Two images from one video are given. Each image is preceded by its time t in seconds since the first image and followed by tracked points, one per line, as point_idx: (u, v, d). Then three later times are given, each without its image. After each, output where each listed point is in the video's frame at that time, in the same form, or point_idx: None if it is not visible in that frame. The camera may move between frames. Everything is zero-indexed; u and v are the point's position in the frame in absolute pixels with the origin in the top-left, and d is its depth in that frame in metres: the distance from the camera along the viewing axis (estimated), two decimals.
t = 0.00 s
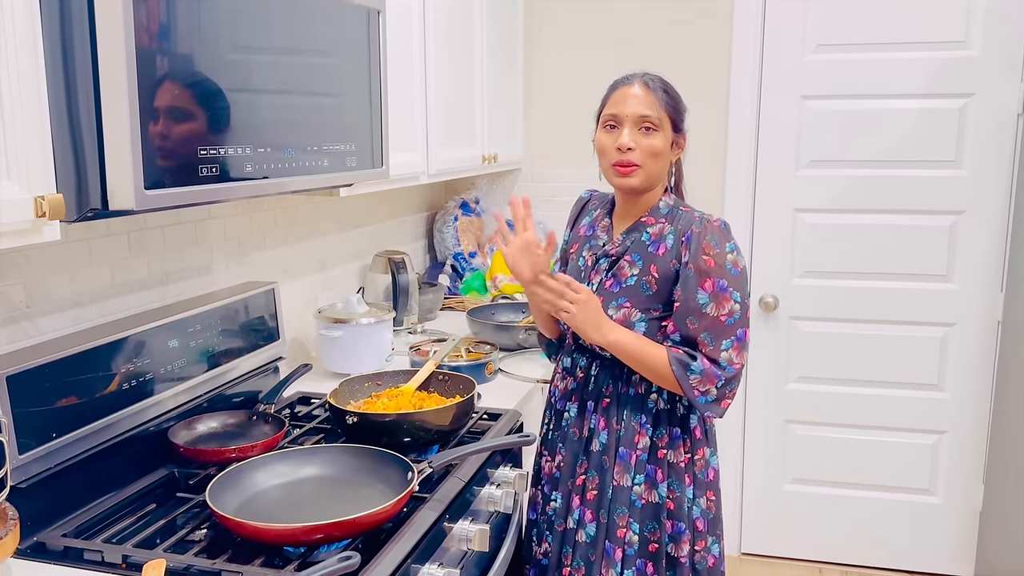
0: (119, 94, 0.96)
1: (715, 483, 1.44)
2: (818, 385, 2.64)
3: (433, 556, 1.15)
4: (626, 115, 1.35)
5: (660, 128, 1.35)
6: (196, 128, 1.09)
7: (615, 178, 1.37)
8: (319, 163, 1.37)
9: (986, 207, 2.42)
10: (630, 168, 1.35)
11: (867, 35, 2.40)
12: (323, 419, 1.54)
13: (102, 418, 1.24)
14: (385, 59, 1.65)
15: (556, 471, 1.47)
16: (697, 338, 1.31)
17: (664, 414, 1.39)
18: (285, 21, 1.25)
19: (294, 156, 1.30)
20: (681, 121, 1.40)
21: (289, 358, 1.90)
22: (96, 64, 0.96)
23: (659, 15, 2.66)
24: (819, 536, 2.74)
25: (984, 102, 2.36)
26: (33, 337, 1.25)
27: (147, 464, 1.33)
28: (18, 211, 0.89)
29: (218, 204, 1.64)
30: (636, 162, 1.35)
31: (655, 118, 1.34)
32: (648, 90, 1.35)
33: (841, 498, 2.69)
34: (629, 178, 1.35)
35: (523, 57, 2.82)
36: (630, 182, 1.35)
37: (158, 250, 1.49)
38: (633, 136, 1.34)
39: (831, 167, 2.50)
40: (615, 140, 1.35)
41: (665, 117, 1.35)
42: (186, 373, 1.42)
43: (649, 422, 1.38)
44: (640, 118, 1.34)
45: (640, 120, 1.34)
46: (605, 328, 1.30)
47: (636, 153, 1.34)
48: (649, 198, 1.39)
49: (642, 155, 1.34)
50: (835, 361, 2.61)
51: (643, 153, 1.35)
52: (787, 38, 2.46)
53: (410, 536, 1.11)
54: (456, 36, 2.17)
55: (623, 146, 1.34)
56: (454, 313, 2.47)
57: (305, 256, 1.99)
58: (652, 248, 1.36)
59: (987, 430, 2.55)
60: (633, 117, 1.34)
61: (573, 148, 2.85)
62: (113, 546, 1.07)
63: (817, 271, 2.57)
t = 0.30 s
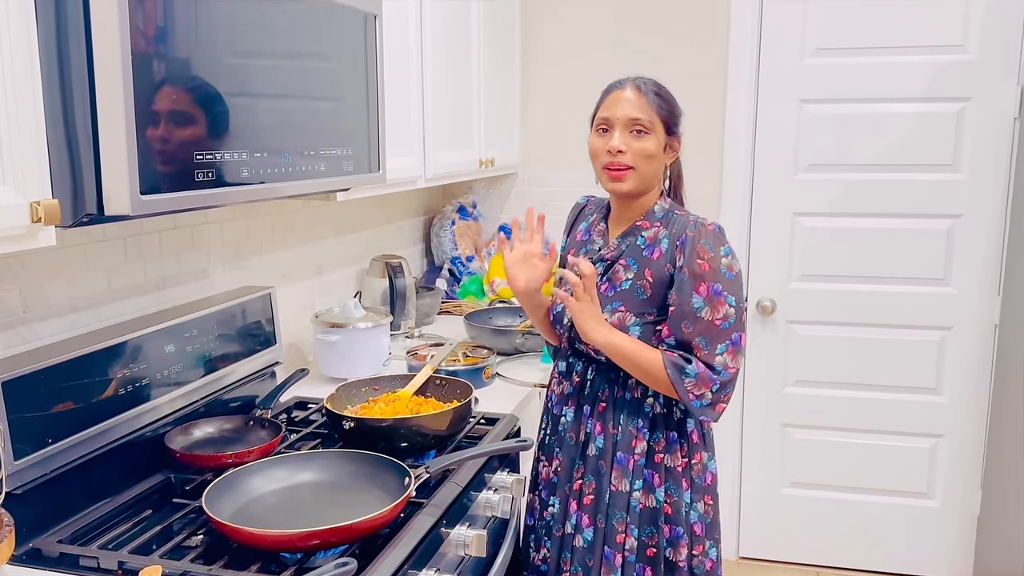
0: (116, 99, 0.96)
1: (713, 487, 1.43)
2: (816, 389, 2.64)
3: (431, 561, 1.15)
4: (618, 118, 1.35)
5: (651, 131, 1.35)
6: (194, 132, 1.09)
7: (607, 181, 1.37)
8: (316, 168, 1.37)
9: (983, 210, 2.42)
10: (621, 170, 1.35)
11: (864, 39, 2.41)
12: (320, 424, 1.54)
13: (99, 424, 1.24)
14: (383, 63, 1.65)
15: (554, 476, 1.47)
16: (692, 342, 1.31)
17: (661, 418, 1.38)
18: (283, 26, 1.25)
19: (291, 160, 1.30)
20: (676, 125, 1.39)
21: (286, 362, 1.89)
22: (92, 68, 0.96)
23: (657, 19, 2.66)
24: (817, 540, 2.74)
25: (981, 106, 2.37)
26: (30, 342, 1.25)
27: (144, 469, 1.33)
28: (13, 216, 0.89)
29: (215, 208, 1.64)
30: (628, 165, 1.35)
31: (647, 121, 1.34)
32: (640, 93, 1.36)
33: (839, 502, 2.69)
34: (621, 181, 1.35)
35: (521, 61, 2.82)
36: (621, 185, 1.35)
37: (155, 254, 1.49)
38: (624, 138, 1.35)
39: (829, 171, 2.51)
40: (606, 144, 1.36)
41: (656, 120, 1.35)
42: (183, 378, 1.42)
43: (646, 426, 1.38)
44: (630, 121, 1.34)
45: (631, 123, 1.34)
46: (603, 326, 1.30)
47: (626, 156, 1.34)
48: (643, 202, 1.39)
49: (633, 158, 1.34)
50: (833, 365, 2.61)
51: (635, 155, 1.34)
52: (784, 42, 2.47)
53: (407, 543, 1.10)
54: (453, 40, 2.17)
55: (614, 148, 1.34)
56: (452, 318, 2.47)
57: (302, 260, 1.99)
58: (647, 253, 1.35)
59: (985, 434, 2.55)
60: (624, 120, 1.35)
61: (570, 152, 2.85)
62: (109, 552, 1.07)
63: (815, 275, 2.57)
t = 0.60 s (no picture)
0: (111, 103, 0.96)
1: (708, 492, 1.44)
2: (814, 393, 2.64)
3: (427, 566, 1.14)
4: (598, 128, 1.34)
5: (632, 139, 1.33)
6: (191, 138, 1.09)
7: (595, 192, 1.38)
8: (312, 172, 1.37)
9: (980, 214, 2.42)
10: (604, 181, 1.35)
11: (861, 43, 2.41)
12: (317, 429, 1.53)
13: (94, 429, 1.23)
14: (379, 67, 1.65)
15: (548, 479, 1.46)
16: (684, 345, 1.30)
17: (655, 422, 1.37)
18: (281, 31, 1.25)
19: (287, 165, 1.29)
20: (663, 126, 1.35)
21: (282, 367, 1.89)
22: (86, 72, 0.96)
23: (654, 23, 2.67)
24: (815, 544, 2.73)
25: (977, 110, 2.37)
26: (24, 347, 1.25)
27: (139, 475, 1.32)
28: (6, 221, 0.88)
29: (211, 212, 1.64)
30: (610, 175, 1.34)
31: (626, 130, 1.32)
32: (618, 101, 1.33)
33: (837, 506, 2.68)
34: (605, 192, 1.36)
35: (518, 65, 2.83)
36: (606, 195, 1.36)
37: (151, 258, 1.48)
38: (603, 150, 1.34)
39: (826, 175, 2.51)
40: (589, 155, 1.36)
41: (636, 127, 1.32)
42: (179, 383, 1.42)
43: (640, 430, 1.37)
44: (609, 132, 1.33)
45: (610, 134, 1.33)
46: (598, 328, 1.31)
47: (607, 167, 1.34)
48: (636, 207, 1.39)
49: (615, 168, 1.34)
50: (831, 368, 2.60)
51: (617, 166, 1.33)
52: (781, 46, 2.47)
53: (404, 548, 1.09)
54: (450, 45, 2.17)
55: (595, 162, 1.34)
56: (449, 322, 2.46)
57: (299, 264, 1.98)
58: (642, 255, 1.35)
59: (982, 438, 2.54)
60: (603, 131, 1.33)
61: (567, 155, 2.85)
62: (104, 558, 1.06)
63: (812, 278, 2.57)
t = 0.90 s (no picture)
0: (107, 106, 0.95)
1: (706, 496, 1.43)
2: (812, 396, 2.64)
3: (425, 570, 1.14)
4: (588, 132, 1.35)
5: (620, 143, 1.33)
6: (188, 142, 1.09)
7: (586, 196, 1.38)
8: (310, 175, 1.36)
9: (978, 217, 2.43)
10: (595, 185, 1.36)
11: (858, 46, 2.41)
12: (315, 432, 1.53)
13: (91, 433, 1.23)
14: (377, 70, 1.65)
15: (545, 482, 1.47)
16: (678, 349, 1.30)
17: (651, 426, 1.37)
18: (279, 34, 1.25)
19: (284, 168, 1.29)
20: (653, 129, 1.34)
21: (280, 370, 1.89)
22: (84, 75, 0.96)
23: (652, 27, 2.67)
24: (813, 547, 2.73)
25: (974, 112, 2.37)
26: (21, 350, 1.24)
27: (136, 478, 1.32)
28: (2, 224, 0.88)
29: (209, 215, 1.63)
30: (600, 179, 1.35)
31: (616, 134, 1.32)
32: (607, 104, 1.33)
33: (835, 508, 2.68)
34: (596, 195, 1.36)
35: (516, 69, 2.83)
36: (597, 200, 1.36)
37: (149, 262, 1.48)
38: (593, 153, 1.34)
39: (823, 177, 2.51)
40: (581, 159, 1.37)
41: (625, 131, 1.32)
42: (176, 387, 1.41)
43: (636, 433, 1.37)
44: (598, 136, 1.33)
45: (600, 138, 1.33)
46: (591, 332, 1.31)
47: (596, 171, 1.34)
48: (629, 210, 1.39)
49: (604, 172, 1.34)
50: (829, 371, 2.60)
51: (606, 170, 1.34)
52: (778, 50, 2.48)
53: (401, 552, 1.09)
54: (447, 48, 2.17)
55: (584, 166, 1.35)
56: (447, 325, 2.46)
57: (297, 268, 1.98)
58: (636, 259, 1.35)
59: (980, 440, 2.54)
60: (593, 135, 1.34)
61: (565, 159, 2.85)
62: (101, 562, 1.06)
63: (810, 281, 2.57)
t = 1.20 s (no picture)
0: (106, 111, 0.96)
1: (704, 499, 1.44)
2: (809, 399, 2.64)
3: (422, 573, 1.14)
4: (609, 131, 1.35)
5: (641, 144, 1.36)
6: (185, 144, 1.09)
7: (600, 196, 1.37)
8: (308, 179, 1.37)
9: (974, 220, 2.43)
10: (614, 184, 1.36)
11: (855, 50, 2.42)
12: (312, 435, 1.53)
13: (89, 436, 1.23)
14: (375, 74, 1.65)
15: (543, 485, 1.47)
16: (671, 349, 1.30)
17: (648, 428, 1.38)
18: (277, 38, 1.26)
19: (282, 172, 1.29)
20: (663, 134, 1.40)
21: (278, 373, 1.89)
22: (81, 80, 0.96)
23: (649, 30, 2.68)
24: (811, 549, 2.73)
25: (971, 116, 2.38)
26: (19, 354, 1.24)
27: (134, 482, 1.32)
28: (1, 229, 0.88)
29: (207, 219, 1.64)
30: (621, 178, 1.35)
31: (638, 133, 1.35)
32: (629, 105, 1.36)
33: (833, 511, 2.69)
34: (615, 195, 1.36)
35: (514, 72, 2.84)
36: (615, 199, 1.36)
37: (147, 265, 1.49)
38: (615, 152, 1.35)
39: (821, 181, 2.51)
40: (599, 158, 1.36)
41: (647, 132, 1.35)
42: (174, 390, 1.41)
43: (633, 436, 1.37)
44: (621, 135, 1.35)
45: (622, 137, 1.35)
46: (586, 327, 1.32)
47: (619, 170, 1.35)
48: (633, 213, 1.39)
49: (626, 171, 1.35)
50: (826, 374, 2.61)
51: (628, 169, 1.35)
52: (776, 53, 2.48)
53: (399, 555, 1.09)
54: (445, 51, 2.18)
55: (607, 163, 1.35)
56: (445, 328, 2.47)
57: (295, 271, 1.99)
58: (631, 261, 1.36)
59: (977, 443, 2.55)
60: (615, 134, 1.35)
61: (563, 162, 2.86)
62: (98, 565, 1.06)
63: (807, 284, 2.58)
